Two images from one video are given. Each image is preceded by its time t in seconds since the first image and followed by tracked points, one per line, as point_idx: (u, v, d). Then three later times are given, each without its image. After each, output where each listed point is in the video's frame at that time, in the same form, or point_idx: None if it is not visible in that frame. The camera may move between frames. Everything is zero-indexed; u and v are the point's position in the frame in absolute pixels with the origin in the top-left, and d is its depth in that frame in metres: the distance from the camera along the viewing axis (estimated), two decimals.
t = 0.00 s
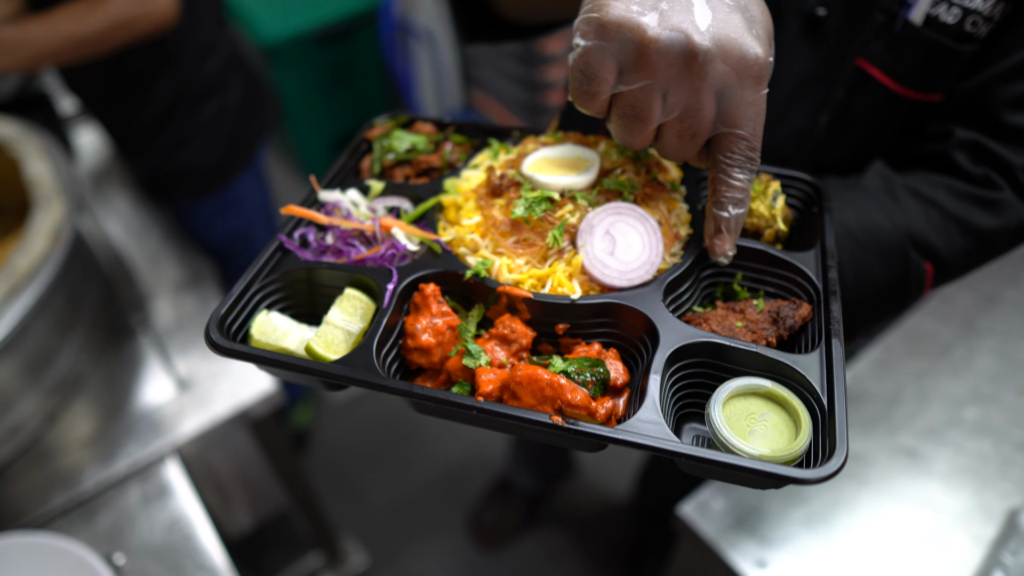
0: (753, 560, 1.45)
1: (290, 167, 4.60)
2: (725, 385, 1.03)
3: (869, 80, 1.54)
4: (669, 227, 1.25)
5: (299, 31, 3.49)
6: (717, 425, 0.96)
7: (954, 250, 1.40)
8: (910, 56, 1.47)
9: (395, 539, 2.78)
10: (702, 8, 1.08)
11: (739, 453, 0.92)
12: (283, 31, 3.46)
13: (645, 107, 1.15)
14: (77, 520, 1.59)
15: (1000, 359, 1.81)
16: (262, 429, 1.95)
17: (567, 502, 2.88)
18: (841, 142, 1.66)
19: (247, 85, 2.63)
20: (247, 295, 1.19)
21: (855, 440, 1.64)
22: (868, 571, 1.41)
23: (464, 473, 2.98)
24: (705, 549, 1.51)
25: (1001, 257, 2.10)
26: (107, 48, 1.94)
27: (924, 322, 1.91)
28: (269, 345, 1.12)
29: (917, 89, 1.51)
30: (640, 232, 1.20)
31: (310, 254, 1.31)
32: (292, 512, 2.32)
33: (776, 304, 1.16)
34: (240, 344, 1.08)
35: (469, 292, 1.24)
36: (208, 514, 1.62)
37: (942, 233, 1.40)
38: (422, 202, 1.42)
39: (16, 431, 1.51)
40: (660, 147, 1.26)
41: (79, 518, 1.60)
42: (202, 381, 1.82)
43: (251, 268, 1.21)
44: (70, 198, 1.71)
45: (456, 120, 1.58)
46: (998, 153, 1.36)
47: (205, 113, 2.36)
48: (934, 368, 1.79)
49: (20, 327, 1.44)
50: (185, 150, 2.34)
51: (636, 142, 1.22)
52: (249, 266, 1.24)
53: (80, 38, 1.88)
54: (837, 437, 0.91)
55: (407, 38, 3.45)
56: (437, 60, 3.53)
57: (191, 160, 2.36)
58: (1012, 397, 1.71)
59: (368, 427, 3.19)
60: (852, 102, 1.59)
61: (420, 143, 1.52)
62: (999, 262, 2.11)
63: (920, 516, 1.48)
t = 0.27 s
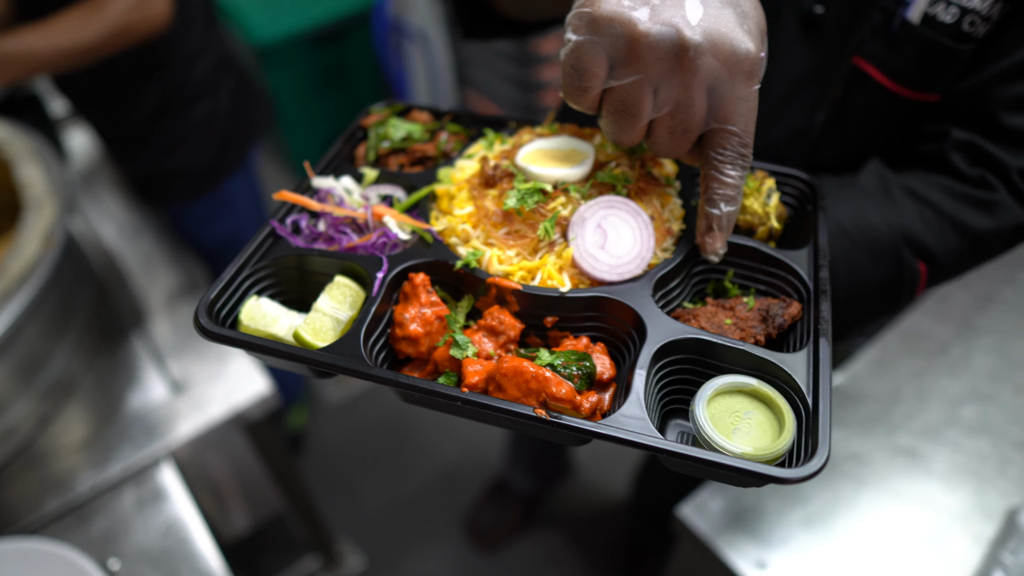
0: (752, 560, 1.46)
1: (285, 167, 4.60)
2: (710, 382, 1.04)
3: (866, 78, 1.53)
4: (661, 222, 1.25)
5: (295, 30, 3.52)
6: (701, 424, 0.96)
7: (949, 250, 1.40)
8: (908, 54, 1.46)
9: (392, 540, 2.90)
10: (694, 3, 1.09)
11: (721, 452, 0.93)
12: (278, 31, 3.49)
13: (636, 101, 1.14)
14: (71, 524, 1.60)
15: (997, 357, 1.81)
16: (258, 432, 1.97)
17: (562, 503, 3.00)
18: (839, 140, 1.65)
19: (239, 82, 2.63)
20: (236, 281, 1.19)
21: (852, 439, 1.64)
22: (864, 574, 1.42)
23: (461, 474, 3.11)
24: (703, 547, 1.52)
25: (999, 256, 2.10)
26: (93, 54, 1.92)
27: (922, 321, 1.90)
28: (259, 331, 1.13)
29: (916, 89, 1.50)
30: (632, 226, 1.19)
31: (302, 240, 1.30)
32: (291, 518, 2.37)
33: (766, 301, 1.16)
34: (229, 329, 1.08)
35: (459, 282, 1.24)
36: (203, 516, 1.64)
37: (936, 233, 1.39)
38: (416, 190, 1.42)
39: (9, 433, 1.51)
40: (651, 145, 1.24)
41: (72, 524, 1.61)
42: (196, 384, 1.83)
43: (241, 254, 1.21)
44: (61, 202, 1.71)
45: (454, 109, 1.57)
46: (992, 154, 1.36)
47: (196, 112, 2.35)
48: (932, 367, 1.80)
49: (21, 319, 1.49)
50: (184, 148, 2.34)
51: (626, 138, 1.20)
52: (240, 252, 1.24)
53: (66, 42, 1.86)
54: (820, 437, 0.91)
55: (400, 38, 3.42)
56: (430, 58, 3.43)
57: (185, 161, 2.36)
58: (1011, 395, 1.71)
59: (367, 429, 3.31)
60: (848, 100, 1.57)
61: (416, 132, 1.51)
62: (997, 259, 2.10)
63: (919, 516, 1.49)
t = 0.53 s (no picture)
0: (743, 560, 1.51)
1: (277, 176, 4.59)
2: (707, 388, 1.09)
3: (848, 90, 1.58)
4: (656, 234, 1.29)
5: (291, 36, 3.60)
6: (700, 428, 1.01)
7: (930, 257, 1.45)
8: (887, 67, 1.51)
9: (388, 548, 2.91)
10: None
11: (720, 454, 0.97)
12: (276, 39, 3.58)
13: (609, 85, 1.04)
14: (68, 532, 1.57)
15: (979, 360, 1.89)
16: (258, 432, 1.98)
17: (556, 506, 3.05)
18: (825, 149, 1.70)
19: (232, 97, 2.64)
20: (253, 294, 1.22)
21: (842, 440, 1.70)
22: (854, 570, 1.47)
23: (456, 478, 3.15)
24: (695, 548, 1.56)
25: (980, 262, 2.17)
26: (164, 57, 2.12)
27: (907, 325, 1.97)
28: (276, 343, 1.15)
29: (897, 101, 1.55)
30: (630, 240, 1.24)
31: (312, 253, 1.32)
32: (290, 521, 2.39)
33: (758, 310, 1.21)
34: (248, 342, 1.11)
35: (465, 294, 1.27)
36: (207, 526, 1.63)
37: (918, 241, 1.45)
38: (421, 204, 1.45)
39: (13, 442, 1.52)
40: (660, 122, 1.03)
41: (71, 531, 1.57)
42: (200, 391, 1.85)
43: (258, 267, 1.24)
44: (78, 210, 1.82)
45: (455, 124, 1.60)
46: (970, 164, 1.42)
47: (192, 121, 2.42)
48: (917, 370, 1.86)
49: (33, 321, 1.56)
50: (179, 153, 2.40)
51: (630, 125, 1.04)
52: (255, 264, 1.27)
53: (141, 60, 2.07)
54: (811, 439, 0.96)
55: (396, 47, 3.45)
56: (426, 67, 3.49)
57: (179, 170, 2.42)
58: (992, 397, 1.78)
59: (361, 434, 3.33)
60: (831, 109, 1.62)
61: (420, 146, 1.54)
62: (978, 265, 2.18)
63: (906, 514, 1.55)
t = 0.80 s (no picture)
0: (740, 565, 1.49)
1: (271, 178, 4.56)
2: (714, 409, 1.07)
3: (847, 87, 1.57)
4: (656, 249, 1.27)
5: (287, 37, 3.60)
6: (706, 451, 0.99)
7: (932, 258, 1.44)
8: (889, 62, 1.48)
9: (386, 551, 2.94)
10: None
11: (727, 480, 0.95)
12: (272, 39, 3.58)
13: None
14: (62, 537, 1.61)
15: (979, 362, 1.87)
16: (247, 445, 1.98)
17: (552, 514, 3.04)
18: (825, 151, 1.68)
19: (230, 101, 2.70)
20: (240, 324, 1.18)
21: (840, 444, 1.70)
22: (855, 570, 1.46)
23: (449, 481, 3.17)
24: (693, 554, 1.55)
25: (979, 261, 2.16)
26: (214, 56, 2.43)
27: (906, 327, 1.97)
28: (267, 376, 1.12)
29: (898, 96, 1.52)
30: (629, 258, 1.21)
31: (301, 279, 1.31)
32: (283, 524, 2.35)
33: (762, 324, 1.19)
34: (237, 376, 1.08)
35: (462, 318, 1.25)
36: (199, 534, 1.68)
37: (920, 242, 1.43)
38: (412, 224, 1.42)
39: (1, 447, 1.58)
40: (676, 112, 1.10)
41: (64, 536, 1.62)
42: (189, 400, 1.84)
43: (245, 295, 1.20)
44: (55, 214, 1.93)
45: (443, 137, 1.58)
46: (972, 160, 1.40)
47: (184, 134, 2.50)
48: (918, 372, 1.85)
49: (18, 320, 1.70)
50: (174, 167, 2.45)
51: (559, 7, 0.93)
52: (242, 293, 1.23)
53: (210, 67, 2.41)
54: (822, 461, 0.93)
55: (391, 49, 3.42)
56: (421, 68, 3.58)
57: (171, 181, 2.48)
58: (993, 400, 1.76)
59: (359, 436, 3.37)
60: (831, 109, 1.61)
61: (408, 162, 1.52)
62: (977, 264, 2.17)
63: (906, 517, 1.54)
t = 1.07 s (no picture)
0: (736, 560, 1.51)
1: (271, 185, 4.55)
2: (726, 397, 1.09)
3: (839, 88, 1.60)
4: (668, 244, 1.28)
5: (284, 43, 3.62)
6: (721, 437, 1.01)
7: (926, 253, 1.47)
8: (879, 66, 1.53)
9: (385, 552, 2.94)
10: None
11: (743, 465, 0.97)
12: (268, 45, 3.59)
13: None
14: (66, 535, 1.67)
15: (969, 359, 1.91)
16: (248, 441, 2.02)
17: (545, 518, 3.06)
18: (817, 150, 1.71)
19: (230, 109, 2.68)
20: (260, 317, 1.19)
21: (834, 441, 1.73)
22: (847, 569, 1.48)
23: (450, 478, 3.20)
24: (689, 549, 1.57)
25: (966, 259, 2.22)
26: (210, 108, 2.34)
27: (900, 325, 2.00)
28: (288, 370, 1.12)
29: (887, 97, 1.57)
30: (642, 251, 1.22)
31: (317, 275, 1.30)
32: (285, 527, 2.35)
33: (770, 317, 1.21)
34: (259, 369, 1.08)
35: (477, 312, 1.27)
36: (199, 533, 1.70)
37: (914, 237, 1.46)
38: (427, 221, 1.44)
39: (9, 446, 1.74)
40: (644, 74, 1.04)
41: (69, 534, 1.68)
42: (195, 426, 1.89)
43: (263, 290, 1.21)
44: (55, 220, 1.97)
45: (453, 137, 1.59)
46: (963, 160, 1.44)
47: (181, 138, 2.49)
48: (909, 369, 1.89)
49: (19, 328, 1.71)
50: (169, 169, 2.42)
51: None
52: (259, 289, 1.24)
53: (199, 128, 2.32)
54: (834, 445, 0.96)
55: (388, 52, 3.39)
56: (417, 71, 3.62)
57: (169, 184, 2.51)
58: (983, 396, 1.81)
59: (353, 442, 3.37)
60: (823, 109, 1.64)
61: (419, 160, 1.53)
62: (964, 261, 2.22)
63: (897, 513, 1.57)
